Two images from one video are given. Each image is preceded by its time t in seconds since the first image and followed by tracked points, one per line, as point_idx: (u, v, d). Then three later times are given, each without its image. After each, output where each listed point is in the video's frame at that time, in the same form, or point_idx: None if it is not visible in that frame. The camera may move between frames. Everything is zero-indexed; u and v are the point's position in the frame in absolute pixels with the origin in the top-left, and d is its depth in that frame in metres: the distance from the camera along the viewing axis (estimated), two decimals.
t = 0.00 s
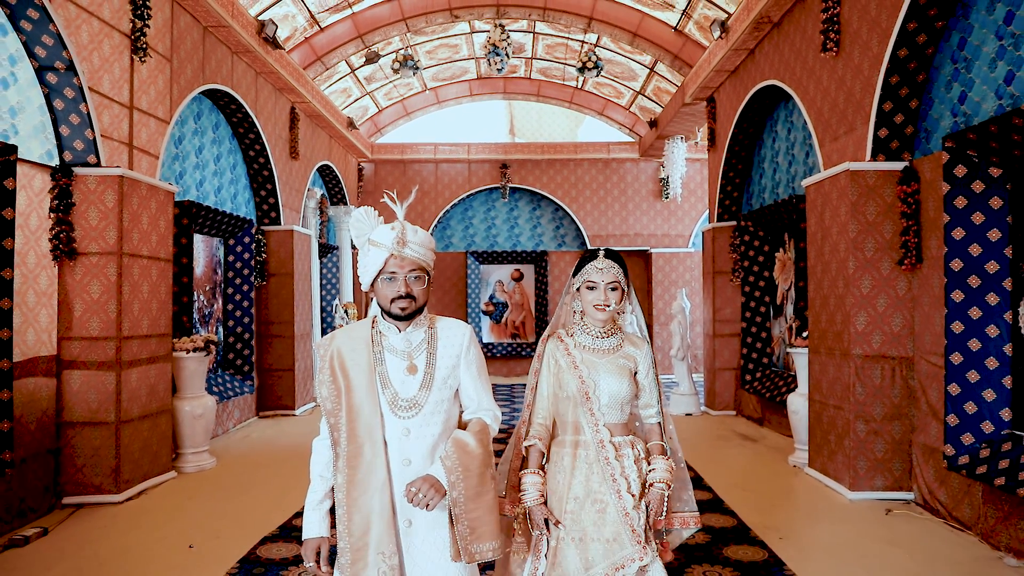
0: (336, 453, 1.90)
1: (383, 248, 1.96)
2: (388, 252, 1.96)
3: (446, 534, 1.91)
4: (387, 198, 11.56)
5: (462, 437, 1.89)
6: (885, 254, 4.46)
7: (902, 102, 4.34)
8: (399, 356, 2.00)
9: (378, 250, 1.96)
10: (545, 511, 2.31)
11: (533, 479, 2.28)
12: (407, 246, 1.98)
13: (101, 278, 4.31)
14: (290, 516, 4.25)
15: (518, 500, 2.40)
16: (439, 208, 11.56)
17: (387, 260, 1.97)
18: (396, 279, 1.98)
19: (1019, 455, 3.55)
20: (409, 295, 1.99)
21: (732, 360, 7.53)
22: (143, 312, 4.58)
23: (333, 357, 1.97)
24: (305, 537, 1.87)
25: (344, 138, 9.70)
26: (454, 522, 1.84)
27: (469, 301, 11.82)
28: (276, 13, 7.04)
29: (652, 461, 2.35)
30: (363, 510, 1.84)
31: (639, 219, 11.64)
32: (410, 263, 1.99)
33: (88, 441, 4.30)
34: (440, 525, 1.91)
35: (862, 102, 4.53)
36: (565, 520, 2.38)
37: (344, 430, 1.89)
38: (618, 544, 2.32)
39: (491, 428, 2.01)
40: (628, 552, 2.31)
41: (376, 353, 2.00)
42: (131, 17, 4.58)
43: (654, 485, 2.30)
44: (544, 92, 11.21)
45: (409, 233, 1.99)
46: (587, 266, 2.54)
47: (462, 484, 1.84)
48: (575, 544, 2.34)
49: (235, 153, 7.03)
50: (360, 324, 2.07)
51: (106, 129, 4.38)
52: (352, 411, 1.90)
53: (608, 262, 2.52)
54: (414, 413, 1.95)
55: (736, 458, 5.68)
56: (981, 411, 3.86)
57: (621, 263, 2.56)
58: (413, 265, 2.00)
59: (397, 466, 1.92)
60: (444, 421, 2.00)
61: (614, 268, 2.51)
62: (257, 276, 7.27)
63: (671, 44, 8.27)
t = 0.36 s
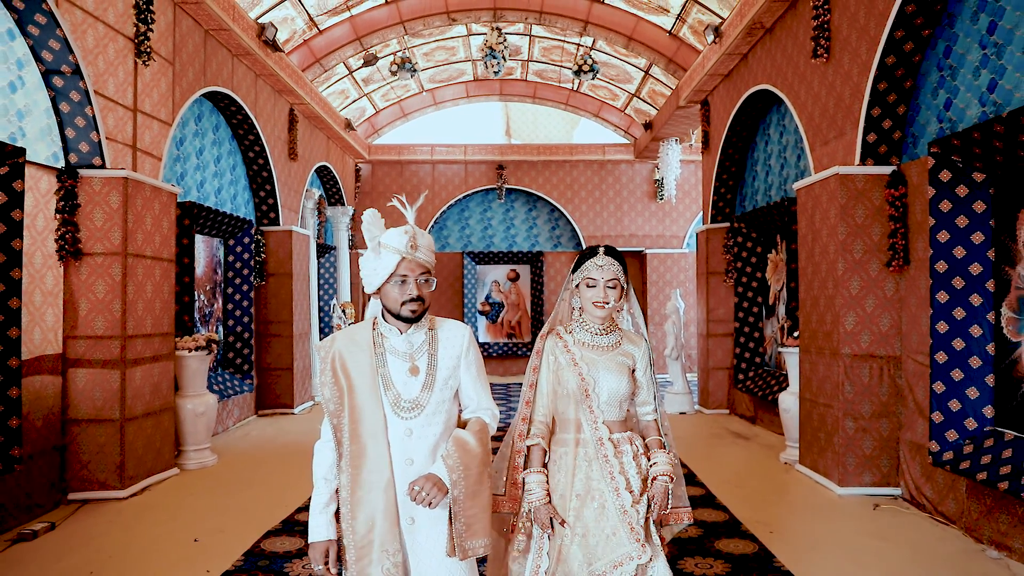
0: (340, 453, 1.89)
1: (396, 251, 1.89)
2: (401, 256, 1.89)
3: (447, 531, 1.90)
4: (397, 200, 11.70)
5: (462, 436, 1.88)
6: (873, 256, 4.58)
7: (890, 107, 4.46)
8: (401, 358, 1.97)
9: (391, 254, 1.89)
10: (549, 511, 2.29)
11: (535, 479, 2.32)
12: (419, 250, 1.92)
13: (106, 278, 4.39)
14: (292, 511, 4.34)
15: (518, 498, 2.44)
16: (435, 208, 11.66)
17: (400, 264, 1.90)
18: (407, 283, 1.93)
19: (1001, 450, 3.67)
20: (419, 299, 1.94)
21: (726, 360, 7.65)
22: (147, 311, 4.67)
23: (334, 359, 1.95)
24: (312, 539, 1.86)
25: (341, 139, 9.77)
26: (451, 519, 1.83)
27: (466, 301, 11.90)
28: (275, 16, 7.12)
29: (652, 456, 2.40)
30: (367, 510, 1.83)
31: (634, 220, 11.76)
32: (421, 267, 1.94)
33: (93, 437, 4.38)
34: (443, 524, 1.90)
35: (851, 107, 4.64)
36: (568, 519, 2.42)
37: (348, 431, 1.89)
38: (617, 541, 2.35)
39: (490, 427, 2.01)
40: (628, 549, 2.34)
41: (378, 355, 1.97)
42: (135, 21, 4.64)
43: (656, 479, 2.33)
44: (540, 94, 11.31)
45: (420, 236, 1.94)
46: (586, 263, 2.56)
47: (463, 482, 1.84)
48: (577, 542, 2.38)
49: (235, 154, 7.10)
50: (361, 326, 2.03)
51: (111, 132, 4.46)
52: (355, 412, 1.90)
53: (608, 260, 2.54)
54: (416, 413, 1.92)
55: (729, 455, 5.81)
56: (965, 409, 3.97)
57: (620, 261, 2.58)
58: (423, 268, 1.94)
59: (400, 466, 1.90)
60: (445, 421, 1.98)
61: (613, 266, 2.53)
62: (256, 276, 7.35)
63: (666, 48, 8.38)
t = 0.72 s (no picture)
0: (347, 455, 1.90)
1: (417, 255, 1.91)
2: (421, 260, 1.91)
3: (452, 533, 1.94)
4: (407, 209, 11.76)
5: (468, 438, 1.93)
6: (867, 257, 4.67)
7: (883, 111, 4.55)
8: (408, 361, 2.01)
9: (413, 257, 1.90)
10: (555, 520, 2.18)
11: (540, 486, 2.17)
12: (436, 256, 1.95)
13: (113, 278, 4.46)
14: (297, 507, 4.42)
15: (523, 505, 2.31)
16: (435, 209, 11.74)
17: (419, 269, 1.91)
18: (424, 288, 1.93)
19: (990, 447, 3.76)
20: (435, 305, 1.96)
21: (723, 359, 7.73)
22: (153, 311, 4.75)
23: (340, 362, 1.97)
24: (320, 541, 1.86)
25: (342, 141, 9.85)
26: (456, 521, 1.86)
27: (466, 301, 11.99)
28: (278, 19, 7.20)
29: (659, 464, 2.29)
30: (374, 512, 1.86)
31: (632, 220, 11.82)
32: (437, 273, 1.96)
33: (101, 435, 4.45)
34: (449, 525, 1.93)
35: (846, 110, 4.73)
36: (574, 527, 2.28)
37: (355, 433, 1.90)
38: (624, 549, 2.23)
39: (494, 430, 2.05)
40: (635, 558, 2.21)
41: (385, 358, 2.00)
42: (142, 25, 4.71)
43: (664, 487, 2.23)
44: (539, 96, 11.42)
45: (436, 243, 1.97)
46: (589, 268, 2.47)
47: (469, 484, 1.87)
48: (584, 551, 2.25)
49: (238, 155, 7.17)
50: (368, 330, 2.06)
51: (119, 134, 4.53)
52: (362, 414, 1.91)
53: (611, 265, 2.45)
54: (423, 415, 1.96)
55: (726, 453, 5.88)
56: (955, 406, 4.07)
57: (624, 266, 2.49)
58: (439, 274, 1.97)
59: (406, 468, 1.92)
60: (451, 423, 2.01)
61: (617, 271, 2.44)
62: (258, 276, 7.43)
63: (664, 50, 8.47)
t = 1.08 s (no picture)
0: (353, 452, 1.96)
1: (435, 256, 1.98)
2: (439, 261, 1.98)
3: (455, 532, 1.99)
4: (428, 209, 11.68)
5: (473, 438, 1.97)
6: (859, 257, 4.76)
7: (875, 114, 4.64)
8: (415, 360, 2.06)
9: (432, 258, 1.97)
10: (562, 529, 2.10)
11: (547, 494, 2.10)
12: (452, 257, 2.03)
13: (118, 277, 4.53)
14: (299, 503, 4.49)
15: (529, 513, 2.18)
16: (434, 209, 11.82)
17: (436, 270, 1.98)
18: (438, 289, 2.00)
19: (978, 443, 3.85)
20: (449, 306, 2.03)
21: (719, 358, 7.84)
22: (157, 310, 4.82)
23: (348, 361, 2.02)
24: (326, 537, 1.91)
25: (342, 141, 9.92)
26: (461, 521, 1.91)
27: (463, 300, 12.14)
28: (279, 21, 7.27)
29: (669, 471, 2.21)
30: (378, 510, 1.91)
31: (629, 221, 11.90)
32: (451, 273, 2.04)
33: (106, 431, 4.52)
34: (453, 523, 1.99)
35: (838, 114, 4.82)
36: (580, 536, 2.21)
37: (361, 431, 1.96)
38: (632, 557, 2.18)
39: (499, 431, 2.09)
40: (644, 565, 2.17)
41: (393, 357, 2.05)
42: (147, 28, 4.78)
43: (674, 495, 2.15)
44: (537, 97, 11.50)
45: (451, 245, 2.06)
46: (594, 273, 2.40)
47: (473, 484, 1.92)
48: (592, 560, 2.18)
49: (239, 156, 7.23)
50: (376, 328, 2.11)
51: (124, 136, 4.60)
52: (368, 413, 1.97)
53: (616, 269, 2.37)
54: (428, 415, 2.01)
55: (722, 450, 5.96)
56: (944, 403, 4.17)
57: (630, 271, 2.41)
58: (453, 275, 2.05)
59: (412, 466, 1.98)
60: (456, 422, 2.07)
61: (623, 275, 2.37)
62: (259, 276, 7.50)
63: (661, 52, 8.55)
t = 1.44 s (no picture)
0: (355, 445, 2.02)
1: (441, 251, 2.04)
2: (444, 256, 2.05)
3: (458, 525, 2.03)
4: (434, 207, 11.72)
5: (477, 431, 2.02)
6: (847, 257, 4.87)
7: (862, 117, 4.74)
8: (419, 354, 2.13)
9: (437, 254, 2.04)
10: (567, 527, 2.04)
11: (551, 491, 2.05)
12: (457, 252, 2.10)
13: (118, 277, 4.57)
14: (297, 500, 4.55)
15: (535, 511, 2.16)
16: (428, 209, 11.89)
17: (440, 265, 2.04)
18: (443, 284, 2.07)
19: (961, 437, 3.95)
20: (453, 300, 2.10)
21: (710, 356, 7.96)
22: (155, 309, 4.87)
23: (353, 353, 2.08)
24: (327, 529, 1.99)
25: (336, 142, 9.97)
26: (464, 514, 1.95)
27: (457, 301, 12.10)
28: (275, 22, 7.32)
29: (676, 467, 2.13)
30: (380, 502, 1.97)
31: (622, 221, 12.00)
32: (456, 268, 2.11)
33: (105, 429, 4.56)
34: (455, 516, 2.03)
35: (827, 116, 4.92)
36: (585, 536, 2.16)
37: (364, 423, 2.02)
38: (641, 555, 2.12)
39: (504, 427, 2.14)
40: (654, 562, 2.10)
41: (398, 351, 2.12)
42: (145, 30, 4.82)
43: (680, 492, 2.07)
44: (530, 98, 11.59)
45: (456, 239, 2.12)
46: (592, 269, 2.32)
47: (476, 477, 1.96)
48: (599, 560, 2.13)
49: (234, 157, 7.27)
50: (382, 322, 2.19)
51: (123, 136, 4.64)
52: (372, 405, 2.03)
53: (613, 265, 2.28)
54: (432, 408, 2.07)
55: (713, 447, 6.06)
56: (929, 399, 4.29)
57: (630, 265, 2.31)
58: (458, 270, 2.11)
59: (415, 459, 2.04)
60: (460, 416, 2.12)
61: (619, 272, 2.27)
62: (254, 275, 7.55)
63: (653, 55, 8.64)
